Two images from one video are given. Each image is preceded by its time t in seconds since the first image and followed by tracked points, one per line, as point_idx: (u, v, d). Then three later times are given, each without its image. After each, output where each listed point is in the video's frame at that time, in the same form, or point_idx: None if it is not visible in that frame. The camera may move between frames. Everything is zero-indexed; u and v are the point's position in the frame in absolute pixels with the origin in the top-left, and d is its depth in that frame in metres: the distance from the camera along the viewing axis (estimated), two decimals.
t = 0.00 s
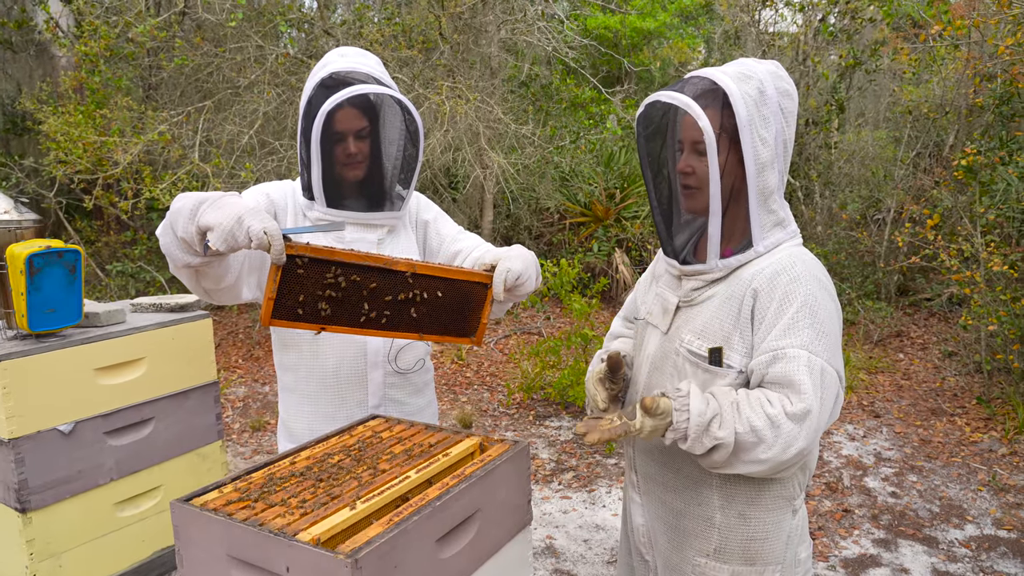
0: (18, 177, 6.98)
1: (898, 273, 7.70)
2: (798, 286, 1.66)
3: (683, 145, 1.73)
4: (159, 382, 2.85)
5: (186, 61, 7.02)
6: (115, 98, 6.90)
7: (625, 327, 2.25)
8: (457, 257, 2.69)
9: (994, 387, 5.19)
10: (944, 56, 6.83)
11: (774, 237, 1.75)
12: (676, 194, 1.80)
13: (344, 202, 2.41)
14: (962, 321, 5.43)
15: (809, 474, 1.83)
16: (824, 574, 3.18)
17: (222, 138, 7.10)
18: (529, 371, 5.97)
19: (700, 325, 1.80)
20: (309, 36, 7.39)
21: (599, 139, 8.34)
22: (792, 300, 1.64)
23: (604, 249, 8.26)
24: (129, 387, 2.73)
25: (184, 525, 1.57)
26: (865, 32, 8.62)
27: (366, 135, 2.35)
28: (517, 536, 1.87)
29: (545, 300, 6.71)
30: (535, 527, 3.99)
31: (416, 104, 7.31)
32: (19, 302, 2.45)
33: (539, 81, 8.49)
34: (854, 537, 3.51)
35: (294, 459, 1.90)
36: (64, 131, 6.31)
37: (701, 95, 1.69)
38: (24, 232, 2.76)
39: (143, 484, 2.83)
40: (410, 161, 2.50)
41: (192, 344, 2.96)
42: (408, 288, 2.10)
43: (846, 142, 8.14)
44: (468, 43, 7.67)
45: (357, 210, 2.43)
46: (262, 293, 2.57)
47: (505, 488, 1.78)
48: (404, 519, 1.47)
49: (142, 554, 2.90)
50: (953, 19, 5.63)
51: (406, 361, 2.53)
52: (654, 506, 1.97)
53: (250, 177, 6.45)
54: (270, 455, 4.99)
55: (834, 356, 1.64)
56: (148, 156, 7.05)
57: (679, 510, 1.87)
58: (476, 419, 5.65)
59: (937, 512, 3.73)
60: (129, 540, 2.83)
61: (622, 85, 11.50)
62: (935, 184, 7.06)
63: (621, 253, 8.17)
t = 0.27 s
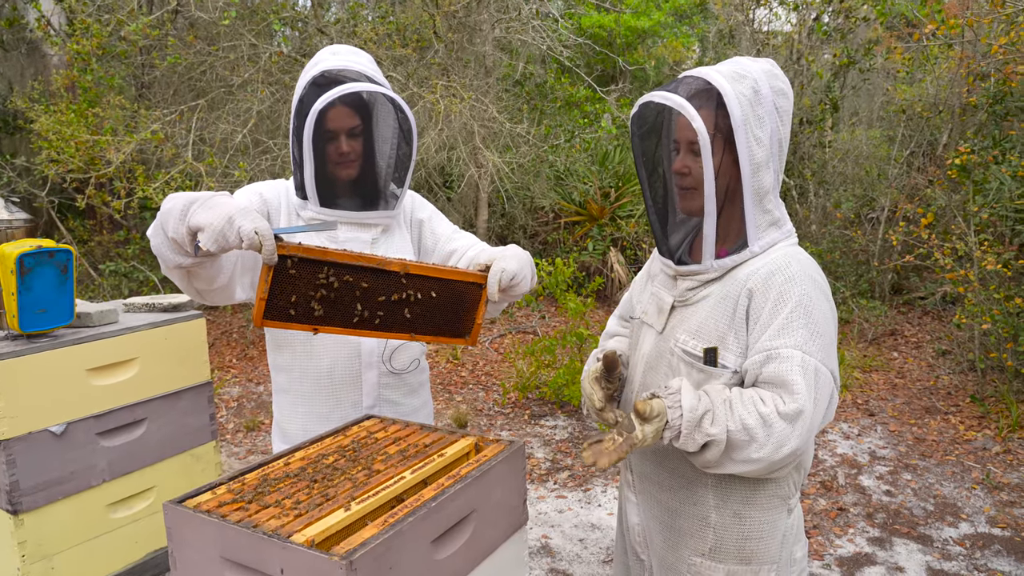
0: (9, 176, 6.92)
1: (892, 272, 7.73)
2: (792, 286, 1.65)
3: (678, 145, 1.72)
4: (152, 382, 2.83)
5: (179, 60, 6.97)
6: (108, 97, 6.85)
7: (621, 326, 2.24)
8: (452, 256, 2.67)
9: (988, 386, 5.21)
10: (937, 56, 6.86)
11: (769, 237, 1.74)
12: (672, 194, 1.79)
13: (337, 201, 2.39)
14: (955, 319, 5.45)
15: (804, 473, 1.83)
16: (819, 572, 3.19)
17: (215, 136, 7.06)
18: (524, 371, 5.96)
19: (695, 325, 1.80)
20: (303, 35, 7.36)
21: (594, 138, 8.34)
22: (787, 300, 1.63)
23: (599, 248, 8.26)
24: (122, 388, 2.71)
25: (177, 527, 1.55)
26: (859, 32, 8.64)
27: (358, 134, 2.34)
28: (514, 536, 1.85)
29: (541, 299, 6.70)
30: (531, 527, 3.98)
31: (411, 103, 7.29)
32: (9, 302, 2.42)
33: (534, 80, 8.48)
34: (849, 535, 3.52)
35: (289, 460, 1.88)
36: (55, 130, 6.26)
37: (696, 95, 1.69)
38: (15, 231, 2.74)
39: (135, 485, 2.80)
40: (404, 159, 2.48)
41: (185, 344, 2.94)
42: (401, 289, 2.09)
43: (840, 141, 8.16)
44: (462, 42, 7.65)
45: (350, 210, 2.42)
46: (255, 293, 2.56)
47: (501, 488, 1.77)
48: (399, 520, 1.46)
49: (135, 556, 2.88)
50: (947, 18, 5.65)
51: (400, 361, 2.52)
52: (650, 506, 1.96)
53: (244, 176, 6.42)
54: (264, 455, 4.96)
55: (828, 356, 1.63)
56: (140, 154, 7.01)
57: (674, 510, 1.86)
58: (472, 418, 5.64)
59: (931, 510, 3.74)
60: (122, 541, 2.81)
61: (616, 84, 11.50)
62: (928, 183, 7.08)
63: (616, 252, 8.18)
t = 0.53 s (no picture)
0: (6, 176, 6.90)
1: (891, 271, 7.74)
2: (793, 287, 1.64)
3: (684, 142, 1.71)
4: (151, 383, 2.81)
5: (176, 59, 6.95)
6: (105, 96, 6.83)
7: (621, 327, 2.24)
8: (452, 258, 2.66)
9: (986, 385, 5.22)
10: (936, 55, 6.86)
11: (770, 237, 1.74)
12: (675, 190, 1.78)
13: (336, 201, 2.38)
14: (954, 319, 5.45)
15: (805, 474, 1.82)
16: (819, 572, 3.19)
17: (213, 136, 7.05)
18: (523, 371, 5.95)
19: (695, 325, 1.79)
20: (301, 34, 7.40)
21: (593, 137, 8.34)
22: (788, 301, 1.63)
23: (598, 247, 8.26)
24: (120, 389, 2.70)
25: (177, 529, 1.55)
26: (857, 31, 8.65)
27: (356, 133, 2.33)
28: (514, 538, 1.85)
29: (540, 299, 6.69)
30: (531, 527, 3.97)
31: (409, 103, 7.27)
32: (7, 303, 2.41)
33: (532, 79, 8.48)
34: (849, 535, 3.52)
35: (289, 461, 1.87)
36: (52, 130, 6.24)
37: (705, 91, 1.68)
38: (13, 232, 2.73)
39: (134, 487, 2.79)
40: (402, 159, 2.47)
41: (184, 345, 2.93)
42: (400, 291, 2.08)
43: (838, 141, 8.16)
44: (461, 42, 7.64)
45: (348, 210, 2.41)
46: (253, 294, 2.54)
47: (502, 490, 1.77)
48: (400, 523, 1.45)
49: (135, 558, 2.87)
50: (946, 17, 5.64)
51: (400, 363, 2.51)
52: (650, 507, 1.95)
53: (242, 176, 6.40)
54: (263, 456, 4.95)
55: (829, 357, 1.63)
56: (138, 154, 6.99)
57: (675, 511, 1.85)
58: (471, 418, 5.63)
59: (931, 510, 3.74)
60: (121, 543, 2.79)
61: (615, 83, 11.50)
62: (927, 182, 7.09)
63: (615, 251, 8.18)
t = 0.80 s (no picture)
0: (5, 176, 6.88)
1: (890, 273, 7.74)
2: (799, 289, 1.64)
3: (686, 144, 1.71)
4: (151, 384, 2.81)
5: (175, 60, 6.94)
6: (104, 97, 6.82)
7: (623, 328, 2.24)
8: (453, 260, 2.66)
9: (986, 386, 5.22)
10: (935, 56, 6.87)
11: (775, 238, 1.74)
12: (678, 192, 1.78)
13: (336, 202, 2.38)
14: (954, 320, 5.46)
15: (810, 476, 1.82)
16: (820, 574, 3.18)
17: (212, 137, 7.04)
18: (523, 372, 5.95)
19: (700, 327, 1.79)
20: (299, 35, 7.32)
21: (592, 138, 8.34)
22: (794, 303, 1.63)
23: (597, 248, 8.27)
24: (120, 390, 2.69)
25: (179, 531, 1.54)
26: (855, 32, 8.66)
27: (357, 134, 2.32)
28: (517, 540, 1.84)
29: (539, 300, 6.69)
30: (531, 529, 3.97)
31: (408, 103, 7.26)
32: (7, 303, 2.40)
33: (531, 80, 8.48)
34: (849, 536, 3.52)
35: (290, 463, 1.87)
36: (51, 130, 6.22)
37: (707, 93, 1.67)
38: (12, 232, 2.73)
39: (134, 489, 2.78)
40: (403, 160, 2.46)
41: (184, 346, 2.92)
42: (400, 294, 2.07)
43: (837, 142, 8.18)
44: (460, 42, 7.64)
45: (349, 211, 2.40)
46: (253, 294, 2.54)
47: (505, 491, 1.76)
48: (404, 525, 1.44)
49: (135, 560, 2.86)
50: (945, 20, 5.62)
51: (400, 365, 2.50)
52: (653, 509, 1.95)
53: (241, 176, 6.39)
54: (262, 457, 4.94)
55: (835, 359, 1.63)
56: (137, 155, 6.98)
57: (679, 513, 1.85)
58: (470, 419, 5.62)
59: (931, 511, 3.74)
60: (120, 545, 2.79)
61: (614, 84, 11.50)
62: (926, 184, 7.10)
63: (614, 252, 8.18)
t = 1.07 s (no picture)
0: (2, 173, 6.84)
1: (889, 271, 7.75)
2: (807, 287, 1.64)
3: (692, 143, 1.70)
4: (152, 382, 2.80)
5: (173, 56, 6.92)
6: (102, 93, 6.79)
7: (628, 326, 2.24)
8: (454, 258, 2.65)
9: (985, 384, 5.23)
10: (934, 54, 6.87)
11: (783, 237, 1.74)
12: (683, 190, 1.78)
13: (338, 200, 2.37)
14: (953, 318, 5.46)
15: (816, 476, 1.82)
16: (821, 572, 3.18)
17: (211, 133, 7.02)
18: (522, 369, 5.94)
19: (707, 325, 1.79)
20: (298, 31, 7.35)
21: (591, 135, 8.34)
22: (802, 302, 1.63)
23: (596, 246, 8.27)
24: (121, 388, 2.68)
25: (182, 530, 1.53)
26: (855, 30, 8.66)
27: (358, 132, 2.31)
28: (521, 538, 1.84)
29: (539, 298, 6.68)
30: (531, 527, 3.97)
31: (407, 100, 7.24)
32: (7, 301, 2.39)
33: (530, 77, 8.47)
34: (850, 534, 3.52)
35: (293, 462, 1.86)
36: (49, 126, 6.19)
37: (713, 92, 1.67)
38: (12, 229, 2.72)
39: (135, 487, 2.78)
40: (405, 156, 2.45)
41: (185, 344, 2.91)
42: (403, 293, 2.06)
43: (837, 140, 8.18)
44: (459, 39, 7.63)
45: (351, 208, 2.39)
46: (253, 293, 2.53)
47: (509, 490, 1.76)
48: (408, 524, 1.44)
49: (135, 558, 2.85)
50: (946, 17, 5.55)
51: (401, 364, 2.49)
52: (659, 508, 1.95)
53: (240, 174, 6.37)
54: (261, 455, 4.93)
55: (843, 358, 1.62)
56: (135, 152, 6.95)
57: (685, 512, 1.85)
58: (470, 417, 5.62)
59: (931, 509, 3.75)
60: (121, 543, 2.78)
61: (613, 82, 11.48)
62: (926, 182, 7.10)
63: (613, 250, 8.18)
